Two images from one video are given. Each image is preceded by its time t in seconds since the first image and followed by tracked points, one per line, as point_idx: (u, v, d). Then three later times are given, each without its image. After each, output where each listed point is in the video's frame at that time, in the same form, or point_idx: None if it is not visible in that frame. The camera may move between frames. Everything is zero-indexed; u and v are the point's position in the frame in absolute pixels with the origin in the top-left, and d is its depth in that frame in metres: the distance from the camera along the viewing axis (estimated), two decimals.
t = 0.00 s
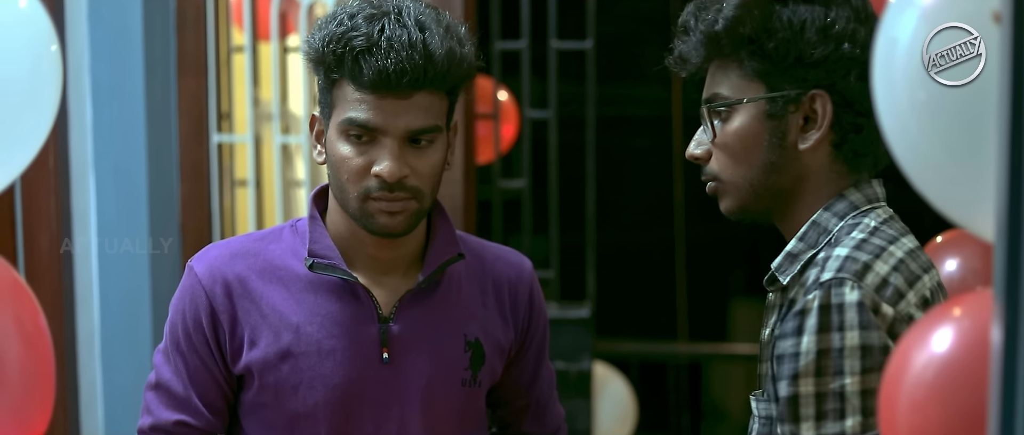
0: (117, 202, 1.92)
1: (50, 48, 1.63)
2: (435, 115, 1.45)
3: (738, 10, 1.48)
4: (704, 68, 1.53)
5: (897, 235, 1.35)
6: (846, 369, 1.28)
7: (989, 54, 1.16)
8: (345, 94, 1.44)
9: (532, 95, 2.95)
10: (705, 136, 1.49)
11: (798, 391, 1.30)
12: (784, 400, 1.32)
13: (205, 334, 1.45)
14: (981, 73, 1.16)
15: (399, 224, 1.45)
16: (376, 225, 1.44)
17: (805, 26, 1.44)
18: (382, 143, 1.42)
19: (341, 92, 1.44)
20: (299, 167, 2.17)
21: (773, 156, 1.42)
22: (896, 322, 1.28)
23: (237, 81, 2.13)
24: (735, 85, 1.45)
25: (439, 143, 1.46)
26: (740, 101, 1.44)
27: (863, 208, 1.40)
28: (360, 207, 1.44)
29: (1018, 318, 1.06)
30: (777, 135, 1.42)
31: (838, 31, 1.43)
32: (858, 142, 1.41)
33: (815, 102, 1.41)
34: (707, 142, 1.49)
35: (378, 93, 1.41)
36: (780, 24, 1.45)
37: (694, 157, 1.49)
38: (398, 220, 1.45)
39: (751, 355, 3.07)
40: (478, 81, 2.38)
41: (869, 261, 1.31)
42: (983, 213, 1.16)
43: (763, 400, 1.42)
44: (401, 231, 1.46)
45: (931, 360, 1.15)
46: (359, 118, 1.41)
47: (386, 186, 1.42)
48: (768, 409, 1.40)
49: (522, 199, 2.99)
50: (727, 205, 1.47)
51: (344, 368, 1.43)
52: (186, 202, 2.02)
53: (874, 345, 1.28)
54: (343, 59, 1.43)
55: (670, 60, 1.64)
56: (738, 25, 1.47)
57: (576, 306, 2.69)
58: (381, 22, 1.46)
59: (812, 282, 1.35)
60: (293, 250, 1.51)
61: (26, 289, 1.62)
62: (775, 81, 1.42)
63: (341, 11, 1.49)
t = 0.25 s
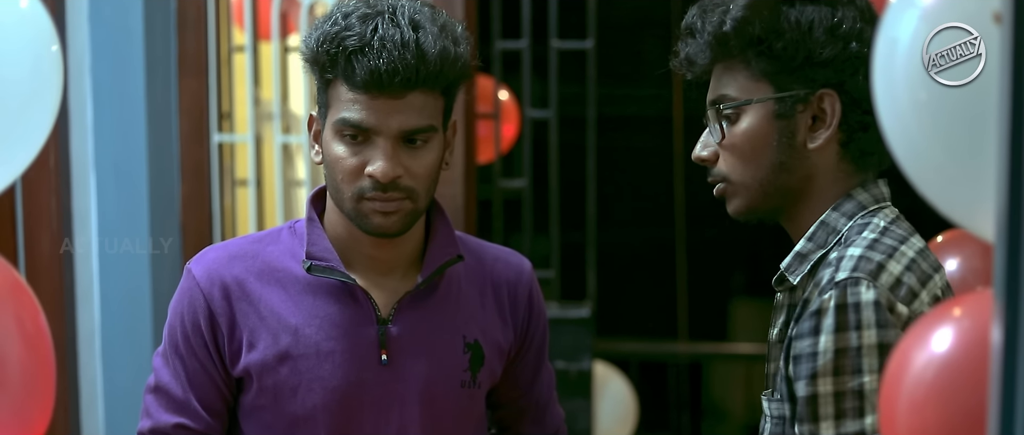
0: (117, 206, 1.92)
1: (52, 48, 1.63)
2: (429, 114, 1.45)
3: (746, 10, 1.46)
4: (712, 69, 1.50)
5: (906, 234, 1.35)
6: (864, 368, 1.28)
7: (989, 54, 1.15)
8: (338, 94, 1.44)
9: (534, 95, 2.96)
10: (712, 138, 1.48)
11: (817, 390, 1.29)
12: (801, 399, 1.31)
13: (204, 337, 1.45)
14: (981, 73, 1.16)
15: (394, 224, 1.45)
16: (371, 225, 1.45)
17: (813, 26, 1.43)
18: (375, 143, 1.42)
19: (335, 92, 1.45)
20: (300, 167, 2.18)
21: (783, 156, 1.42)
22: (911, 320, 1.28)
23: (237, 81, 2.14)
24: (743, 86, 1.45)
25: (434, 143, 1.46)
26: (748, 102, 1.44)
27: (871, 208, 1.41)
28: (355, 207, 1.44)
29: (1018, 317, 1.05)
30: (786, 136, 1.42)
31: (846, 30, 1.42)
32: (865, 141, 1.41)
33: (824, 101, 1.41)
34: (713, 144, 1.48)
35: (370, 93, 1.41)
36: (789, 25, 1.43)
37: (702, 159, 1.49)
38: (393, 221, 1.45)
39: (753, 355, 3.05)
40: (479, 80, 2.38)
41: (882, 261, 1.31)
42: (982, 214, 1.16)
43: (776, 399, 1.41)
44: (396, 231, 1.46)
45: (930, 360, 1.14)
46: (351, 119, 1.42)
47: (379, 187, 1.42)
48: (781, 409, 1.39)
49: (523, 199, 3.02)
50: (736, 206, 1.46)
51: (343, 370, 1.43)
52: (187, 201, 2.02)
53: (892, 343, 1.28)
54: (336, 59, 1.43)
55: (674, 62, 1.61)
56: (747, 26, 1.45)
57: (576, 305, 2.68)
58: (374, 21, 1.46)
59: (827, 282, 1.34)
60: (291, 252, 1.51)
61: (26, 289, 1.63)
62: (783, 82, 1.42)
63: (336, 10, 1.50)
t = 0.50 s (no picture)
0: (122, 206, 1.94)
1: (52, 50, 1.64)
2: (428, 115, 1.45)
3: (736, 22, 1.46)
4: (707, 84, 1.50)
5: (914, 234, 1.35)
6: (874, 368, 1.27)
7: (989, 54, 1.15)
8: (336, 97, 1.44)
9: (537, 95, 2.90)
10: (713, 151, 1.47)
11: (827, 390, 1.29)
12: (812, 399, 1.31)
13: (204, 340, 1.45)
14: (981, 73, 1.16)
15: (393, 225, 1.45)
16: (370, 226, 1.45)
17: (804, 31, 1.43)
18: (373, 145, 1.42)
19: (333, 94, 1.44)
20: (302, 168, 2.15)
21: (785, 163, 1.42)
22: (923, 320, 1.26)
23: (240, 81, 2.13)
24: (739, 98, 1.45)
25: (433, 144, 1.46)
26: (747, 113, 1.44)
27: (878, 208, 1.40)
28: (353, 209, 1.44)
29: (1018, 318, 1.05)
30: (787, 143, 1.42)
31: (837, 34, 1.42)
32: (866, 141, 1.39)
33: (822, 105, 1.42)
34: (714, 157, 1.48)
35: (367, 95, 1.41)
36: (779, 33, 1.44)
37: (705, 173, 1.49)
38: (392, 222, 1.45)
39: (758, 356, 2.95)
40: (481, 80, 2.38)
41: (893, 260, 1.30)
42: (983, 215, 1.15)
43: (788, 401, 1.40)
44: (395, 232, 1.46)
45: (931, 362, 1.14)
46: (350, 121, 1.41)
47: (378, 188, 1.42)
48: (794, 410, 1.39)
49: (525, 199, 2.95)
50: (742, 217, 1.46)
51: (344, 372, 1.44)
52: (189, 202, 2.03)
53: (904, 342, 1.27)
54: (333, 61, 1.43)
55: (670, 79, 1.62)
56: (739, 37, 1.45)
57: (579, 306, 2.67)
58: (371, 23, 1.46)
59: (838, 282, 1.33)
60: (291, 254, 1.51)
61: (27, 290, 1.63)
62: (779, 90, 1.42)
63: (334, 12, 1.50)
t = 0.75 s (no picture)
0: (123, 208, 1.95)
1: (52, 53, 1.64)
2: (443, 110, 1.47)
3: (732, 30, 1.48)
4: (706, 92, 1.51)
5: (917, 234, 1.34)
6: (879, 367, 1.27)
7: (989, 54, 1.15)
8: (353, 97, 1.42)
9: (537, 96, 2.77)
10: (713, 159, 1.46)
11: (832, 388, 1.28)
12: (817, 397, 1.31)
13: (203, 344, 1.45)
14: (981, 73, 1.15)
15: (417, 222, 1.45)
16: (393, 225, 1.44)
17: (801, 37, 1.44)
18: (397, 142, 1.42)
19: (348, 95, 1.43)
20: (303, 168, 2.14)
21: (787, 168, 1.41)
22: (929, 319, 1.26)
23: (241, 81, 2.11)
24: (738, 105, 1.45)
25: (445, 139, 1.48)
26: (747, 120, 1.43)
27: (880, 210, 1.40)
28: (375, 209, 1.43)
29: (1017, 322, 1.04)
30: (788, 148, 1.41)
31: (833, 38, 1.44)
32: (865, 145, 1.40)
33: (820, 110, 1.41)
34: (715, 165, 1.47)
35: (390, 92, 1.41)
36: (776, 39, 1.45)
37: (706, 181, 1.47)
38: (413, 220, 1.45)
39: (758, 356, 3.02)
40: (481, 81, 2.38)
41: (897, 259, 1.30)
42: (983, 218, 1.15)
43: (793, 402, 1.40)
44: (417, 230, 1.46)
45: (931, 366, 1.14)
46: (373, 119, 1.41)
47: (403, 186, 1.42)
48: (799, 411, 1.39)
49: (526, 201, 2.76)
50: (745, 224, 1.44)
51: (344, 375, 1.43)
52: (190, 201, 2.04)
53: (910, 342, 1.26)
54: (350, 61, 1.41)
55: (671, 91, 1.63)
56: (736, 45, 1.46)
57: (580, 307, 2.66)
58: (382, 22, 1.45)
59: (843, 282, 1.33)
60: (290, 258, 1.52)
61: (27, 292, 1.64)
62: (778, 95, 1.42)
63: (336, 14, 1.47)
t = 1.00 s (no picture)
0: (123, 211, 1.94)
1: (53, 54, 1.64)
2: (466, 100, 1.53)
3: (747, 19, 1.47)
4: (716, 79, 1.51)
5: (917, 234, 1.34)
6: (880, 367, 1.27)
7: (989, 54, 1.15)
8: (396, 91, 1.44)
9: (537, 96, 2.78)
10: (716, 147, 1.48)
11: (832, 389, 1.29)
12: (818, 399, 1.31)
13: (203, 347, 1.45)
14: (981, 73, 1.15)
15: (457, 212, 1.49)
16: (438, 218, 1.46)
17: (814, 33, 1.44)
18: (441, 133, 1.46)
19: (390, 90, 1.44)
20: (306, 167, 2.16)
21: (787, 163, 1.42)
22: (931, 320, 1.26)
23: (241, 81, 2.13)
24: (746, 95, 1.46)
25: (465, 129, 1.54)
26: (751, 110, 1.44)
27: (879, 210, 1.40)
28: (422, 202, 1.45)
29: (1017, 323, 1.05)
30: (790, 143, 1.42)
31: (847, 37, 1.43)
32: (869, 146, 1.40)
33: (825, 108, 1.42)
34: (718, 153, 1.48)
35: (436, 85, 1.45)
36: (789, 33, 1.44)
37: (706, 168, 1.49)
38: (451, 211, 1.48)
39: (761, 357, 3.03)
40: (481, 81, 2.38)
41: (898, 259, 1.30)
42: (981, 219, 1.15)
43: (794, 403, 1.40)
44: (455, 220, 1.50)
45: (930, 367, 1.14)
46: (423, 112, 1.44)
47: (451, 175, 1.46)
48: (801, 412, 1.39)
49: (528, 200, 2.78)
50: (741, 214, 1.46)
51: (344, 378, 1.44)
52: (191, 202, 2.03)
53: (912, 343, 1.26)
54: (395, 58, 1.42)
55: (679, 74, 1.63)
56: (748, 35, 1.46)
57: (580, 307, 2.66)
58: (412, 18, 1.47)
59: (844, 282, 1.33)
60: (289, 259, 1.52)
61: (28, 293, 1.64)
62: (785, 89, 1.43)
63: (360, 14, 1.47)
